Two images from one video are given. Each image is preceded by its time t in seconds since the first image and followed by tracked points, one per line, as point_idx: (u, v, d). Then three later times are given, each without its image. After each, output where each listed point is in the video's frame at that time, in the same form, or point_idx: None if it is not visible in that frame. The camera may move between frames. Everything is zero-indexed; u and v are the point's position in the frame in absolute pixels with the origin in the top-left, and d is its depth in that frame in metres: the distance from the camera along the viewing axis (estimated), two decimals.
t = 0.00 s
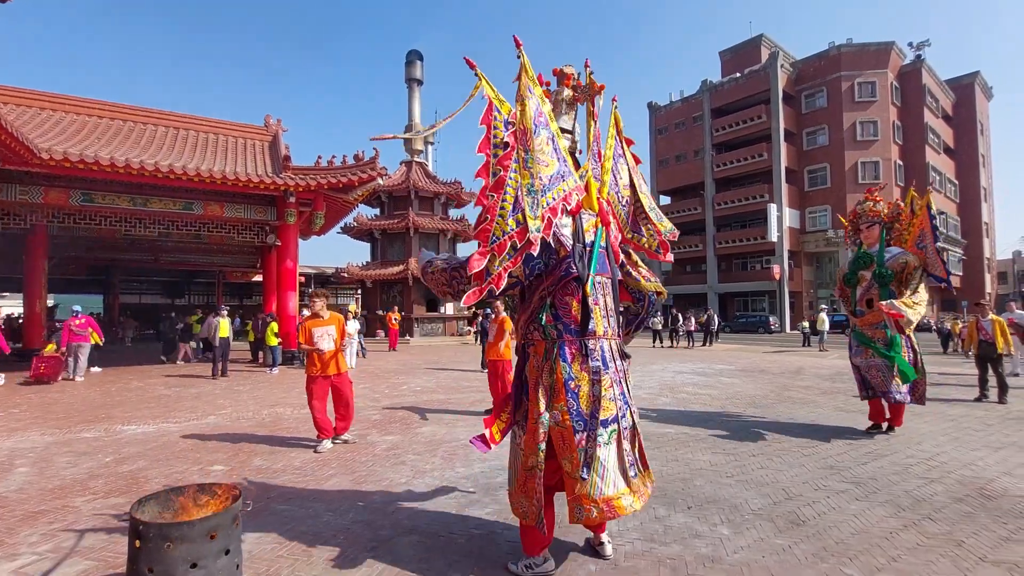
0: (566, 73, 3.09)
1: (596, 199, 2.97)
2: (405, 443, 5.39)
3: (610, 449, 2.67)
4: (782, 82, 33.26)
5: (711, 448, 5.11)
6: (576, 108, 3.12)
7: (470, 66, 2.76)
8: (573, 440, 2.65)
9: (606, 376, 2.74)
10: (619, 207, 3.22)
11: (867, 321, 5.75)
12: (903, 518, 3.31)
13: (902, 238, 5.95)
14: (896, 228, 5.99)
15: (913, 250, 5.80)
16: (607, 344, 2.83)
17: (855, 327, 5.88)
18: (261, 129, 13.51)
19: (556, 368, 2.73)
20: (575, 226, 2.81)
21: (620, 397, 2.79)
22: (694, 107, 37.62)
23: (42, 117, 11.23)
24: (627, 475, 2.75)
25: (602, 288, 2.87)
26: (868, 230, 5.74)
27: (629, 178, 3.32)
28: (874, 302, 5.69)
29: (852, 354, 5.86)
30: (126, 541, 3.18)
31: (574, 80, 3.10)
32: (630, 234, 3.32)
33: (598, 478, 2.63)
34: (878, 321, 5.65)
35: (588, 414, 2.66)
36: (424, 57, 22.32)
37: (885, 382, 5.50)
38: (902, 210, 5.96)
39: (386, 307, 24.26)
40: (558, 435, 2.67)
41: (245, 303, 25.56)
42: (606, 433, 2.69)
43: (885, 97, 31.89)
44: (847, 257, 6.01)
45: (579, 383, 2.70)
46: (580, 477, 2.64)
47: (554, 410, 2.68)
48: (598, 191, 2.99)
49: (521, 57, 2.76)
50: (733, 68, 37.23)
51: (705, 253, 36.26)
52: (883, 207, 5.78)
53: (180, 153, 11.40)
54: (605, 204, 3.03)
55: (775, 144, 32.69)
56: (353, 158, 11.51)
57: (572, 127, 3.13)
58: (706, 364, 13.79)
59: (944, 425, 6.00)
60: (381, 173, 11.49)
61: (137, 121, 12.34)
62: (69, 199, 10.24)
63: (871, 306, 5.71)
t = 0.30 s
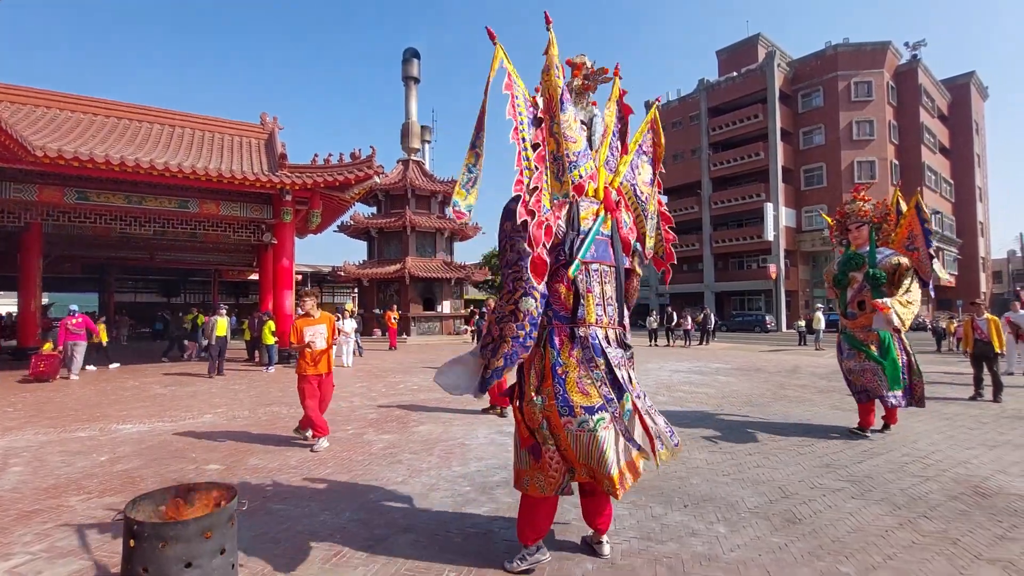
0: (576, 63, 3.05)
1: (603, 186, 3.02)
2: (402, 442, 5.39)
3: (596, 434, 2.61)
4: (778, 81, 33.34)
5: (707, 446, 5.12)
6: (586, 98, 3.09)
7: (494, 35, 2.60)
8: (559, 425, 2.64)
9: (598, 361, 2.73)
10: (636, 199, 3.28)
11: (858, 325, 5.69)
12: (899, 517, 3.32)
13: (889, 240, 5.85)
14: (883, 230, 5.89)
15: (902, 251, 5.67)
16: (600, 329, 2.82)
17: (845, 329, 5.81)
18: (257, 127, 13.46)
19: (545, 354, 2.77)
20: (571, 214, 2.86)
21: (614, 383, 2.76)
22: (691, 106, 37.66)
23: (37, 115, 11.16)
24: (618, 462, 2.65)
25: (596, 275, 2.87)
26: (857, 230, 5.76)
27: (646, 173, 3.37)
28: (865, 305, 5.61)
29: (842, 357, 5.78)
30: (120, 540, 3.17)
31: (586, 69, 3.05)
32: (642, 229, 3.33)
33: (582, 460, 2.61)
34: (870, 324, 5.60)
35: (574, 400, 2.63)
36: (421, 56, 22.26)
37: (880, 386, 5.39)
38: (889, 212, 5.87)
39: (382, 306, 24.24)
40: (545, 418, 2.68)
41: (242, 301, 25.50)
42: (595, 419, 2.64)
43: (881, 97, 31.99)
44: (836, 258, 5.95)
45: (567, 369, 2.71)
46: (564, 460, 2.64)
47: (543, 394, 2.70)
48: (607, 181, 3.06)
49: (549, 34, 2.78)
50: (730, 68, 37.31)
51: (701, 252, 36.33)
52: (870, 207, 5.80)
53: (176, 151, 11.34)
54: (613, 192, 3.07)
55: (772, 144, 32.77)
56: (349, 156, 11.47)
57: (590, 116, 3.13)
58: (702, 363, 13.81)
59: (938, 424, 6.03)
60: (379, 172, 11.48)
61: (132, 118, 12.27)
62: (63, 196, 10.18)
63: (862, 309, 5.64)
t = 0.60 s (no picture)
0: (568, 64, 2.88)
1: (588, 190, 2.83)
2: (401, 441, 5.39)
3: (559, 440, 2.60)
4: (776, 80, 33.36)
5: (706, 445, 5.12)
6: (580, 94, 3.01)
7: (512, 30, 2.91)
8: (527, 426, 2.69)
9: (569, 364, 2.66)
10: (631, 191, 3.32)
11: (842, 322, 5.53)
12: (896, 515, 3.32)
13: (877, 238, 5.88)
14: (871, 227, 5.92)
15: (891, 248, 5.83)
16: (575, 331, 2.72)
17: (829, 327, 5.63)
18: (255, 125, 13.43)
19: (520, 355, 2.82)
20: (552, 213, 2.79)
21: (587, 388, 2.66)
22: (689, 105, 37.67)
23: (34, 113, 11.11)
24: (583, 469, 2.61)
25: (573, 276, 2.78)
26: (842, 227, 5.57)
27: (649, 163, 3.38)
28: (849, 303, 5.46)
29: (825, 356, 5.65)
30: (118, 539, 3.16)
31: (577, 67, 2.88)
32: (647, 221, 3.50)
33: (544, 467, 2.61)
34: (853, 322, 5.45)
35: (542, 403, 2.65)
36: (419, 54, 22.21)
37: (860, 386, 5.32)
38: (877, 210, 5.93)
39: (381, 305, 24.22)
40: (517, 418, 2.75)
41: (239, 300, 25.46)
42: (561, 424, 2.63)
43: (879, 96, 32.04)
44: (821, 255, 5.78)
45: (537, 372, 2.71)
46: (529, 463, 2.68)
47: (517, 395, 2.78)
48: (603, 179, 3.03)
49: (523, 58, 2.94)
50: (728, 67, 37.33)
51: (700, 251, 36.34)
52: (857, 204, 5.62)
53: (174, 149, 11.31)
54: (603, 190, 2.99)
55: (770, 143, 32.80)
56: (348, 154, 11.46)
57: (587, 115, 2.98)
58: (701, 361, 13.81)
59: (935, 423, 6.04)
60: (377, 170, 11.45)
61: (130, 116, 12.23)
62: (60, 195, 10.15)
63: (846, 307, 5.48)
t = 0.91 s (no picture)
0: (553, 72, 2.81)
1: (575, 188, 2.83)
2: (396, 440, 5.37)
3: (526, 441, 2.59)
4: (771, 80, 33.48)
5: (700, 443, 5.14)
6: (561, 103, 2.88)
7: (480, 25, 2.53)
8: (497, 424, 2.67)
9: (542, 367, 2.63)
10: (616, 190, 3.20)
11: (820, 319, 5.43)
12: (889, 513, 3.35)
13: (859, 233, 5.62)
14: (853, 223, 5.64)
15: (874, 244, 5.50)
16: (552, 333, 2.69)
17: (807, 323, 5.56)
18: (249, 123, 13.34)
19: (494, 353, 2.78)
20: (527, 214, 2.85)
21: (560, 391, 2.65)
22: (684, 105, 37.72)
23: (26, 109, 11.01)
24: (548, 475, 2.57)
25: (552, 277, 2.75)
26: (824, 223, 5.52)
27: (631, 160, 3.26)
28: (828, 300, 5.40)
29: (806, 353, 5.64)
30: (110, 539, 3.13)
31: (562, 76, 2.82)
32: (634, 220, 3.25)
33: (510, 468, 2.58)
34: (832, 319, 5.36)
35: (514, 403, 2.64)
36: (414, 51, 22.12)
37: (835, 382, 5.31)
38: (858, 202, 5.56)
39: (375, 303, 24.17)
40: (486, 416, 2.72)
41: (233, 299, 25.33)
42: (530, 425, 2.60)
43: (872, 96, 32.22)
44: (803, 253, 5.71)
45: (511, 369, 2.69)
46: (496, 464, 2.64)
47: (488, 393, 2.75)
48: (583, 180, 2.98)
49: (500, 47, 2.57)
50: (723, 67, 37.44)
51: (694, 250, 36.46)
52: (840, 199, 5.52)
53: (167, 146, 11.23)
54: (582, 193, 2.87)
55: (765, 143, 32.92)
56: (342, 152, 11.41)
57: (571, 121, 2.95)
58: (694, 360, 13.87)
59: (927, 421, 6.07)
60: (371, 169, 11.39)
61: (123, 113, 12.13)
62: (52, 192, 10.06)
63: (825, 304, 5.40)
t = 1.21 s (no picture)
0: (527, 65, 2.91)
1: (550, 187, 2.86)
2: (382, 439, 5.34)
3: (532, 436, 2.60)
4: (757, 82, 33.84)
5: (686, 441, 5.18)
6: (536, 100, 2.95)
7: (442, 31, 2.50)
8: (496, 423, 2.64)
9: (539, 360, 2.68)
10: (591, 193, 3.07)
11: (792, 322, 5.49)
12: (870, 508, 3.40)
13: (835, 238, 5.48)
14: (828, 227, 5.52)
15: (849, 249, 5.34)
16: (545, 328, 2.75)
17: (779, 327, 5.62)
18: (233, 118, 13.15)
19: (487, 351, 2.74)
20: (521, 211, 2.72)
21: (556, 384, 2.72)
22: (671, 105, 37.96)
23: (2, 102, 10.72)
24: (550, 463, 2.64)
25: (541, 273, 2.80)
26: (799, 226, 5.50)
27: (600, 165, 3.21)
28: (799, 303, 5.44)
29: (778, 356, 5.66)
30: (89, 541, 3.08)
31: (536, 72, 2.92)
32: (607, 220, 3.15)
33: (515, 463, 2.56)
34: (802, 322, 5.40)
35: (514, 399, 2.64)
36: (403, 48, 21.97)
37: (801, 386, 5.33)
38: (834, 206, 5.46)
39: (363, 302, 24.03)
40: (483, 417, 2.68)
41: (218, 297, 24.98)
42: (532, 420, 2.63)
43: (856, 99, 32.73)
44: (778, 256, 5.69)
45: (508, 367, 2.68)
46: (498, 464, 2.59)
47: (483, 393, 2.70)
48: (553, 181, 2.88)
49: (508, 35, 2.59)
50: (710, 67, 37.76)
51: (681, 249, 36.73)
52: (816, 202, 5.47)
53: (149, 142, 11.03)
54: (560, 192, 2.89)
55: (751, 144, 33.28)
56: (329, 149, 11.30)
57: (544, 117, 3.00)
58: (681, 358, 14.00)
59: (907, 418, 6.19)
60: (358, 166, 11.29)
61: (103, 107, 11.88)
62: (31, 187, 9.81)
63: (797, 306, 5.44)
